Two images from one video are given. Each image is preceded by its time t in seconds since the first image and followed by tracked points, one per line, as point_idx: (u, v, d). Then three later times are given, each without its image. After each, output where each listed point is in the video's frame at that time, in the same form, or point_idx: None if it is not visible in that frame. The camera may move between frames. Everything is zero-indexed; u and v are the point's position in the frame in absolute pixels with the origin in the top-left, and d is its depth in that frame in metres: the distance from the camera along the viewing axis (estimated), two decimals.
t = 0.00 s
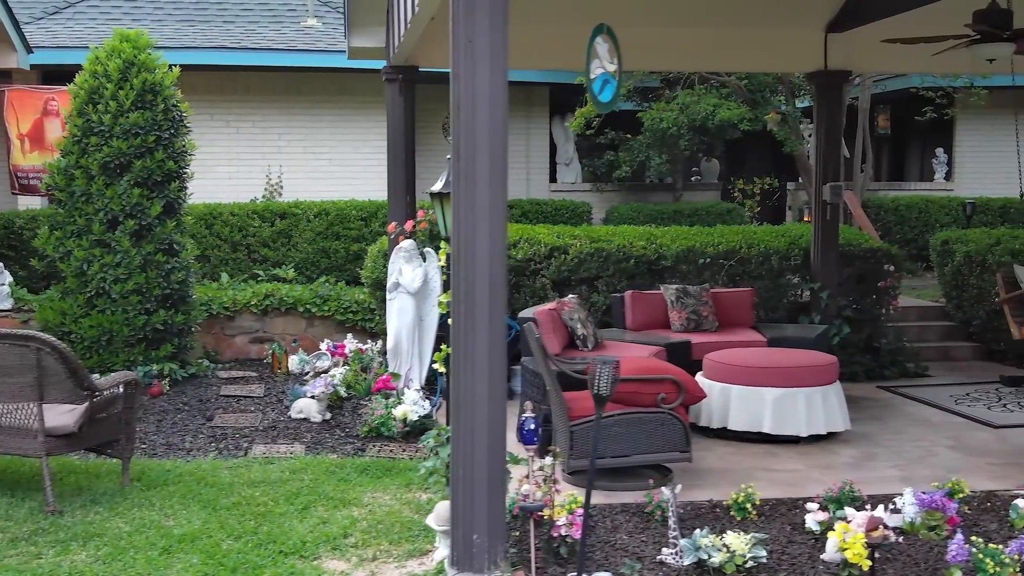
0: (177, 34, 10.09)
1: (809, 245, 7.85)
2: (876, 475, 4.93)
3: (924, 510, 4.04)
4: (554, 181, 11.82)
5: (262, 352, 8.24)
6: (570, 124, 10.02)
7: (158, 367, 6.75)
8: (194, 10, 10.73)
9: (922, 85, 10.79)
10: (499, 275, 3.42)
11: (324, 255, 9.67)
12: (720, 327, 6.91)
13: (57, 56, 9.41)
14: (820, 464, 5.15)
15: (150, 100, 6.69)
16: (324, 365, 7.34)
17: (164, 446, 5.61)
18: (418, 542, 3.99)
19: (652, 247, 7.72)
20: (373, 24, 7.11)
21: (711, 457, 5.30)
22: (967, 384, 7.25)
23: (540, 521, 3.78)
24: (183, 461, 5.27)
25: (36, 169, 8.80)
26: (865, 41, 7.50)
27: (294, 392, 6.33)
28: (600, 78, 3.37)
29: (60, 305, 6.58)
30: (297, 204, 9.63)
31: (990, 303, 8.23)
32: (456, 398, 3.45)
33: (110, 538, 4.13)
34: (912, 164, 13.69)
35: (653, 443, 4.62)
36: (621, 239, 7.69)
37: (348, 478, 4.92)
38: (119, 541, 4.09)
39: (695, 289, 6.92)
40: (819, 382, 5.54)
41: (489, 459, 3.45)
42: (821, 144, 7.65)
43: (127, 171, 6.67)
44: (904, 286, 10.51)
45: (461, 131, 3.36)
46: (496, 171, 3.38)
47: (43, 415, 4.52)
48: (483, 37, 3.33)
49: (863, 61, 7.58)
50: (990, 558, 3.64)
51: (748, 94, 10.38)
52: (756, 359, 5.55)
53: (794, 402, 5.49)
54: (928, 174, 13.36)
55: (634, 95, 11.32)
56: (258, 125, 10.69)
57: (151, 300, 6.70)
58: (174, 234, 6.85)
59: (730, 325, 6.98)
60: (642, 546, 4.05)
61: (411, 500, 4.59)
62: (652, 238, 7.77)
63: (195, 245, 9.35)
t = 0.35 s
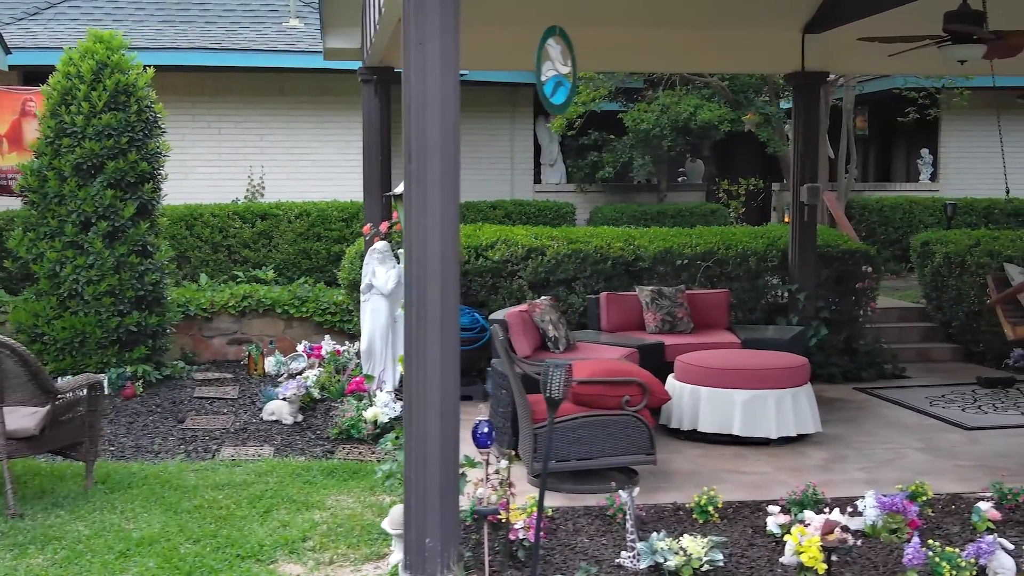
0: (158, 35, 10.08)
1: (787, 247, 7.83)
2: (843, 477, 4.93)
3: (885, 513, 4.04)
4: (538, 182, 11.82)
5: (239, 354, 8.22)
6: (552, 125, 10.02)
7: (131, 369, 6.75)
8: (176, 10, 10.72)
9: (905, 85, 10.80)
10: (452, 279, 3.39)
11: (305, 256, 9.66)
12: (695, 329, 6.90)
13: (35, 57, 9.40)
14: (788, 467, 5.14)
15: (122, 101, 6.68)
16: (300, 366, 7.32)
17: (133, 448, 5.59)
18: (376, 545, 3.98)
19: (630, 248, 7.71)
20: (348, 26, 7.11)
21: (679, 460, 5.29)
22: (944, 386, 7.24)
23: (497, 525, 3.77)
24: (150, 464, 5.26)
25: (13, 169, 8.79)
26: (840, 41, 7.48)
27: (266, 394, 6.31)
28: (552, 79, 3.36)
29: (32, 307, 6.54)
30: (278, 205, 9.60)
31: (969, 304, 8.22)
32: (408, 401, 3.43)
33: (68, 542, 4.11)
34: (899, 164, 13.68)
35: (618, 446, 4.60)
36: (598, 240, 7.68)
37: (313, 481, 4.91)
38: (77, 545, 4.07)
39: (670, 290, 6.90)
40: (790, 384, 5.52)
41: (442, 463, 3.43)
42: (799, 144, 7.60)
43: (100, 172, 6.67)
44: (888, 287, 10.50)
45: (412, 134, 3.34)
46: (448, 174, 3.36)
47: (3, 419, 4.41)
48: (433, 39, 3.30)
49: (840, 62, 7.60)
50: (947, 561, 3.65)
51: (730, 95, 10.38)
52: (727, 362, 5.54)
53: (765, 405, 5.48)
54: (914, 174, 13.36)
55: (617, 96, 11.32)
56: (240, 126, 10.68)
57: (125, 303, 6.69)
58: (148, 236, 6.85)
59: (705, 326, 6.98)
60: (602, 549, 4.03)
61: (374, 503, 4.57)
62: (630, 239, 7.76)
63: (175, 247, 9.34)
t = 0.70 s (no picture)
0: (140, 35, 10.08)
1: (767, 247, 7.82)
2: (812, 479, 4.91)
3: (850, 514, 4.03)
4: (524, 182, 11.82)
5: (219, 354, 8.20)
6: (535, 125, 10.02)
7: (106, 370, 6.74)
8: (159, 10, 10.72)
9: (889, 85, 10.82)
10: (407, 280, 3.37)
11: (287, 256, 9.65)
12: (672, 329, 6.89)
13: (16, 57, 9.38)
14: (758, 468, 5.13)
15: (98, 101, 6.66)
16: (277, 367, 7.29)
17: (103, 449, 5.57)
18: (337, 547, 3.96)
19: (609, 249, 7.69)
20: (326, 27, 7.13)
21: (650, 461, 5.27)
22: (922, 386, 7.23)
23: (457, 526, 3.75)
24: (119, 465, 5.24)
25: None
26: (815, 41, 7.46)
27: (240, 395, 6.29)
28: (507, 80, 3.33)
29: (6, 307, 6.51)
30: (261, 206, 9.59)
31: (949, 305, 8.22)
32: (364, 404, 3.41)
33: (29, 544, 4.09)
34: (886, 164, 13.68)
35: (585, 446, 4.60)
36: (577, 240, 7.67)
37: (280, 482, 4.89)
38: (38, 547, 4.05)
39: (648, 290, 6.89)
40: (762, 384, 5.51)
41: (397, 466, 3.41)
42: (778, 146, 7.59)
43: (74, 172, 6.65)
44: (872, 287, 10.50)
45: (367, 135, 3.32)
46: (403, 173, 3.34)
47: None
48: (387, 40, 3.28)
49: (817, 61, 7.59)
50: (907, 563, 3.62)
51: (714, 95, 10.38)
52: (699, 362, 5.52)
53: (737, 405, 5.47)
54: (901, 175, 13.36)
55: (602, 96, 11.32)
56: (223, 126, 10.68)
57: (100, 303, 6.68)
58: (124, 236, 6.84)
59: (683, 327, 6.97)
60: (565, 550, 4.02)
61: (340, 505, 4.55)
62: (609, 240, 7.75)
63: (157, 247, 9.32)
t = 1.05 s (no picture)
0: (124, 34, 10.07)
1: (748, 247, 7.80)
2: (784, 479, 4.90)
3: (816, 515, 4.02)
4: (510, 182, 11.81)
5: (200, 355, 8.18)
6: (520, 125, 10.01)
7: (83, 370, 6.72)
8: (143, 10, 10.71)
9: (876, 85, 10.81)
10: (366, 281, 3.36)
11: (270, 257, 9.63)
12: (651, 329, 6.87)
13: None
14: (731, 468, 5.12)
15: (74, 101, 6.64)
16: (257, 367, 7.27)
17: (76, 450, 5.54)
18: (300, 549, 3.95)
19: (590, 249, 7.67)
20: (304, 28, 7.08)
21: (624, 461, 5.26)
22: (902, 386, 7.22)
23: (420, 528, 3.74)
24: (90, 466, 5.21)
25: None
26: (797, 43, 7.42)
27: (216, 395, 6.27)
28: (466, 79, 3.30)
29: None
30: (244, 206, 9.57)
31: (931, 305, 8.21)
32: (323, 406, 3.39)
33: None
34: (874, 163, 13.65)
35: (554, 447, 4.58)
36: (558, 240, 7.65)
37: (250, 483, 4.87)
38: None
39: (626, 291, 6.86)
40: (736, 385, 5.50)
41: (357, 468, 3.40)
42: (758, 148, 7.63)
43: (51, 172, 6.62)
44: (856, 287, 10.51)
45: (324, 134, 3.30)
46: (361, 174, 3.33)
47: None
48: (344, 40, 3.26)
49: (797, 61, 7.49)
50: (870, 564, 3.61)
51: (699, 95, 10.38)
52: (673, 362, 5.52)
53: (711, 406, 5.45)
54: (888, 174, 13.36)
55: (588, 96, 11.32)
56: (207, 126, 10.67)
57: (76, 303, 6.66)
58: (101, 236, 6.82)
59: (662, 326, 6.95)
60: (530, 552, 4.01)
61: (308, 506, 4.54)
62: (590, 240, 7.73)
63: (140, 247, 9.31)
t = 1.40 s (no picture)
0: (109, 35, 10.06)
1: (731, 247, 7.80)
2: (758, 480, 4.90)
3: (785, 516, 4.02)
4: (498, 182, 11.80)
5: (183, 355, 8.17)
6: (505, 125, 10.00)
7: (62, 371, 6.71)
8: (128, 10, 10.70)
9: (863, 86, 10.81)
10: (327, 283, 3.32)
11: (255, 257, 9.62)
12: (632, 330, 6.86)
13: None
14: (706, 469, 5.11)
15: (53, 101, 6.62)
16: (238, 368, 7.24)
17: (51, 451, 5.52)
18: (266, 551, 3.94)
19: (572, 249, 7.66)
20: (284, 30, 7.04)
21: (599, 462, 5.25)
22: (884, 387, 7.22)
23: (387, 529, 3.73)
24: (64, 467, 5.19)
25: None
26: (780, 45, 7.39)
27: (193, 396, 6.26)
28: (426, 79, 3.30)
29: None
30: (229, 206, 9.56)
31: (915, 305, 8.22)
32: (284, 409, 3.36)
33: None
34: (863, 164, 13.66)
35: (526, 449, 4.57)
36: (540, 241, 7.65)
37: (223, 484, 4.85)
38: None
39: (607, 291, 6.84)
40: (712, 386, 5.50)
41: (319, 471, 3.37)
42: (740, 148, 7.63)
43: (29, 172, 6.61)
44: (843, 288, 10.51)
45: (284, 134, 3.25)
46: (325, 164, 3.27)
47: None
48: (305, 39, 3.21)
49: (783, 62, 7.45)
50: (835, 565, 3.61)
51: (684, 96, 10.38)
52: (649, 364, 5.52)
53: (687, 407, 5.44)
54: (877, 175, 13.37)
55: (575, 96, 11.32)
56: (192, 126, 10.67)
57: (55, 304, 6.65)
58: (80, 236, 6.81)
59: (644, 327, 6.95)
60: (498, 553, 3.99)
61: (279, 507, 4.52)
62: (573, 240, 7.72)
63: (124, 247, 9.29)
